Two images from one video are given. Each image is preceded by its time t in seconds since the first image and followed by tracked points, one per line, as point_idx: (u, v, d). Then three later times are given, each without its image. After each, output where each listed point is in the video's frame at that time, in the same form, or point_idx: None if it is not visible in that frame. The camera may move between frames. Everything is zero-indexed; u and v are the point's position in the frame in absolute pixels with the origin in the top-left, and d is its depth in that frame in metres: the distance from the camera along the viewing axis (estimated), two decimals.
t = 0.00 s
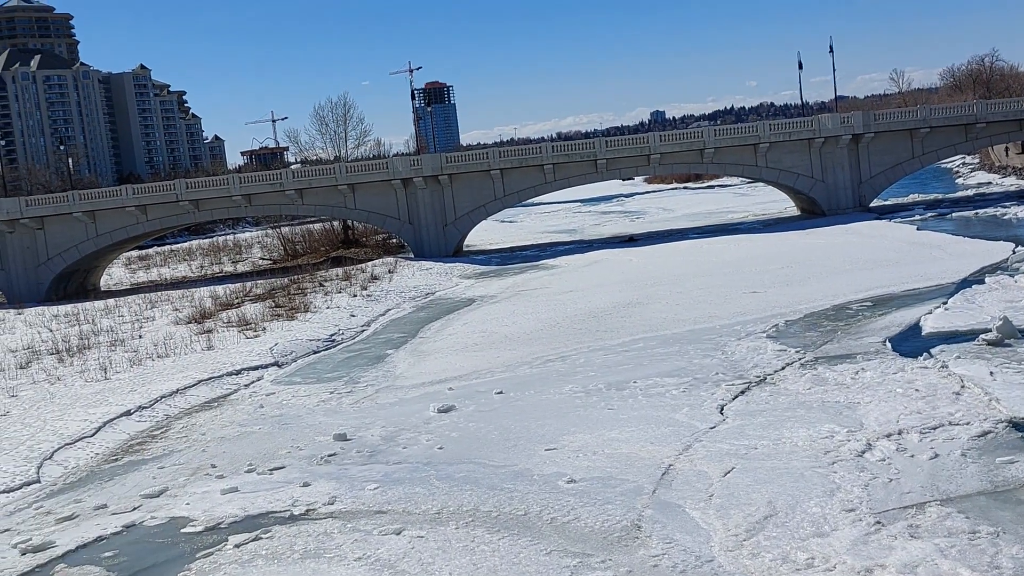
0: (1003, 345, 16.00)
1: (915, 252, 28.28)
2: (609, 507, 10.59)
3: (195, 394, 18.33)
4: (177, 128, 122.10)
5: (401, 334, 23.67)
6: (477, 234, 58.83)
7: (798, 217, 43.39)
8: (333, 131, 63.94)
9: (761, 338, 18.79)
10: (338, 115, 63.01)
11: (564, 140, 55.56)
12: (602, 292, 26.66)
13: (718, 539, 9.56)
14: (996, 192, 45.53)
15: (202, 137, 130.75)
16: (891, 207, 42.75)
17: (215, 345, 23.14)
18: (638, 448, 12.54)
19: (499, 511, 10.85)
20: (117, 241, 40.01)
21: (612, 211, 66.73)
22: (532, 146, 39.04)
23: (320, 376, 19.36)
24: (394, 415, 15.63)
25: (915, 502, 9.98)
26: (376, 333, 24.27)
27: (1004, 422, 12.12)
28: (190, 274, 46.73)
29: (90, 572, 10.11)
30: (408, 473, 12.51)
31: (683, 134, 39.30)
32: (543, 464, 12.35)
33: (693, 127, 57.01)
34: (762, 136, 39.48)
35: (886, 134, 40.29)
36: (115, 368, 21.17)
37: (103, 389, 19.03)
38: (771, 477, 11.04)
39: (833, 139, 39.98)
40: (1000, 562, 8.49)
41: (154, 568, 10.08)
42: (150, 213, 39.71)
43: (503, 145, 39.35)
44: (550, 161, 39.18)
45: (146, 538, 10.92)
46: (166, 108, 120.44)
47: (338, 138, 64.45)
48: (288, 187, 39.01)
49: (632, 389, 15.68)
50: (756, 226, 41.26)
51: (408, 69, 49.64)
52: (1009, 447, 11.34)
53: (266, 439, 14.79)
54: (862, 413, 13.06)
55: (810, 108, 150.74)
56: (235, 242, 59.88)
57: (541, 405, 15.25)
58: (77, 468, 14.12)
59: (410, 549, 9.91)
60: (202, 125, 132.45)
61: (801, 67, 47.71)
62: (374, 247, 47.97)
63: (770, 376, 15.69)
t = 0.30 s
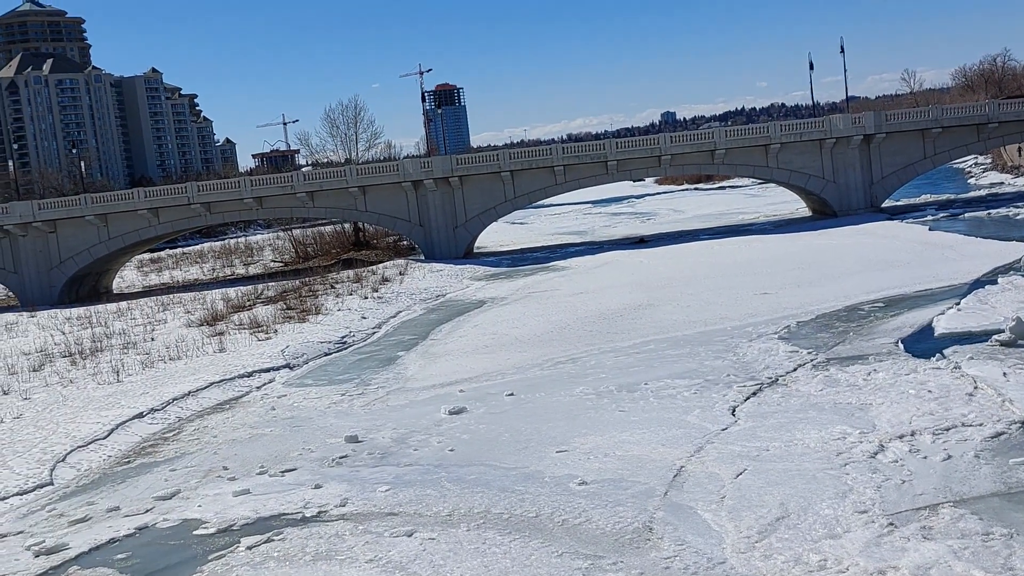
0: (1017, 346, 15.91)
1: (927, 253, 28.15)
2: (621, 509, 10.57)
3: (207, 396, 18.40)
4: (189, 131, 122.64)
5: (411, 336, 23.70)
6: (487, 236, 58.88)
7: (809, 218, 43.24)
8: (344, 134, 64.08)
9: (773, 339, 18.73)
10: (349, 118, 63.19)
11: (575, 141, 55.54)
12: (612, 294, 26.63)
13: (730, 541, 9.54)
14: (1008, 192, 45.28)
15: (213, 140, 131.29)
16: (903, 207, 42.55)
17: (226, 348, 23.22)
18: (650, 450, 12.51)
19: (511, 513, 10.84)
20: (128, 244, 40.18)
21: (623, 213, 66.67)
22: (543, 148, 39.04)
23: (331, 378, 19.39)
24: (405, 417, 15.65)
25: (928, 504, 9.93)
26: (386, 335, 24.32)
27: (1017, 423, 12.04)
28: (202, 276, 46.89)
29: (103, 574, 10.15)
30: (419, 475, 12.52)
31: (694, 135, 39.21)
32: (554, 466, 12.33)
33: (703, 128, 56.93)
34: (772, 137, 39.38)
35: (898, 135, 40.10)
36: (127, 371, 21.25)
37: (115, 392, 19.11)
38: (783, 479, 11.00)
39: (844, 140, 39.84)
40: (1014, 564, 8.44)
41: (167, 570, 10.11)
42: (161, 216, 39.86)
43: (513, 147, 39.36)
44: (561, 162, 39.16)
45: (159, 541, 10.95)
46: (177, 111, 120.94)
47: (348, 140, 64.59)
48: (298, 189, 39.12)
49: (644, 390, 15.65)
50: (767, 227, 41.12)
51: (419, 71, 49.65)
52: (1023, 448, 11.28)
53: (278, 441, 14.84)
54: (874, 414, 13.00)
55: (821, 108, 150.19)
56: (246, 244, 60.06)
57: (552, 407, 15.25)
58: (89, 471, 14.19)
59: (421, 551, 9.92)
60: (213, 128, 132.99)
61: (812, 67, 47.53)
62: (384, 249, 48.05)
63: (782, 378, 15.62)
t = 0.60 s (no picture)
0: None
1: (940, 254, 28.01)
2: (632, 512, 10.56)
3: (219, 398, 18.47)
4: (201, 134, 123.18)
5: (422, 338, 23.74)
6: (498, 238, 58.91)
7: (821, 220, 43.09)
8: (355, 136, 64.27)
9: (784, 341, 18.67)
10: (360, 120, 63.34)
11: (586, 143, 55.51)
12: (623, 296, 26.61)
13: (742, 543, 9.51)
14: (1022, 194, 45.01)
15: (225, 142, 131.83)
16: (915, 209, 42.35)
17: (238, 350, 23.31)
18: (661, 453, 12.49)
19: (522, 515, 10.84)
20: (141, 246, 40.39)
21: (634, 215, 66.63)
22: (554, 150, 39.02)
23: (343, 380, 19.43)
24: (416, 419, 15.67)
25: (941, 507, 9.87)
26: (398, 337, 24.36)
27: None
28: (214, 278, 47.05)
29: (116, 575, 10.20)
30: (431, 477, 12.53)
31: (706, 137, 39.12)
32: (565, 469, 12.32)
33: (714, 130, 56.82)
34: (784, 138, 39.27)
35: (910, 136, 39.92)
36: (139, 373, 21.35)
37: (128, 394, 19.21)
38: (795, 481, 10.95)
39: (857, 141, 39.69)
40: None
41: (179, 571, 10.15)
42: (173, 218, 40.02)
43: (524, 149, 39.35)
44: (572, 164, 39.13)
45: (171, 542, 11.00)
46: (189, 114, 121.49)
47: (360, 143, 64.77)
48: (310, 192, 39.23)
49: (655, 393, 15.62)
50: (779, 229, 40.99)
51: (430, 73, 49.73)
52: None
53: (289, 443, 14.88)
54: (886, 417, 12.94)
55: (833, 110, 149.60)
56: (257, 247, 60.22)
57: (564, 409, 15.24)
58: (102, 472, 14.26)
59: (433, 553, 9.93)
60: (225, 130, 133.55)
61: (823, 68, 47.36)
62: (395, 251, 48.14)
63: (794, 380, 15.56)
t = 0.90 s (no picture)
0: None
1: (956, 258, 27.84)
2: (646, 515, 10.53)
3: (234, 399, 18.58)
4: (217, 136, 123.85)
5: (436, 341, 23.77)
6: (513, 240, 58.93)
7: (836, 223, 42.89)
8: (370, 139, 64.46)
9: (799, 345, 18.60)
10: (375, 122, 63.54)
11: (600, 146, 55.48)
12: (638, 299, 26.57)
13: (757, 547, 9.47)
14: None
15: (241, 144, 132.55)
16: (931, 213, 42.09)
17: (253, 351, 23.43)
18: (676, 456, 12.46)
19: (536, 518, 10.84)
20: (156, 247, 40.64)
21: (649, 217, 66.52)
22: (569, 153, 39.01)
23: (357, 382, 19.49)
24: (430, 421, 15.71)
25: (957, 512, 9.81)
26: (412, 339, 24.41)
27: None
28: (230, 280, 47.26)
29: None
30: (445, 479, 12.55)
31: (721, 140, 39.00)
32: (578, 472, 12.30)
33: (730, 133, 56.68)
34: (800, 142, 39.11)
35: (927, 140, 39.68)
36: (155, 373, 21.50)
37: (143, 394, 19.33)
38: (810, 485, 10.91)
39: (873, 144, 39.48)
40: None
41: (193, 571, 10.20)
42: (189, 219, 40.24)
43: (539, 151, 39.34)
44: (586, 167, 39.10)
45: (185, 543, 11.06)
46: (205, 116, 122.16)
47: (375, 145, 64.95)
48: (325, 194, 39.37)
49: (670, 396, 15.59)
50: (795, 232, 40.84)
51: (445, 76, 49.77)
52: None
53: (304, 444, 14.93)
54: (902, 421, 12.86)
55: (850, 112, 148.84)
56: (272, 248, 60.46)
57: (577, 412, 15.24)
58: (118, 472, 14.36)
59: (446, 555, 9.94)
60: (240, 132, 134.24)
61: (840, 70, 47.10)
62: (410, 253, 48.25)
63: (809, 384, 15.49)
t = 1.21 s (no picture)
0: None
1: (972, 261, 27.66)
2: (660, 517, 10.51)
3: (248, 399, 18.65)
4: (232, 136, 124.48)
5: (450, 341, 23.81)
6: (527, 242, 58.95)
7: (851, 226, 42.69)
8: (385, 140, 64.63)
9: (814, 347, 18.52)
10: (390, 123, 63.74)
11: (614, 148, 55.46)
12: (652, 301, 26.52)
13: (770, 550, 9.44)
14: None
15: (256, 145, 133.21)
16: (948, 216, 41.82)
17: (267, 351, 23.54)
18: (689, 458, 12.43)
19: (549, 519, 10.84)
20: (172, 247, 40.88)
21: (663, 219, 66.40)
22: (583, 154, 38.99)
23: (371, 382, 19.55)
24: (444, 421, 15.74)
25: (973, 516, 9.74)
26: (425, 339, 24.45)
27: None
28: (244, 280, 47.48)
29: (144, 574, 10.31)
30: (458, 479, 12.57)
31: (736, 142, 38.87)
32: (592, 473, 12.30)
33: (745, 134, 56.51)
34: (815, 144, 38.95)
35: (943, 142, 39.45)
36: (170, 373, 21.64)
37: (158, 394, 19.44)
38: (824, 488, 10.86)
39: (888, 146, 39.28)
40: None
41: (208, 570, 10.25)
42: (204, 219, 40.45)
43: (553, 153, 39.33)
44: (601, 169, 39.07)
45: (199, 542, 11.13)
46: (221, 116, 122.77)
47: (389, 146, 65.12)
48: (340, 195, 39.50)
49: (683, 398, 15.55)
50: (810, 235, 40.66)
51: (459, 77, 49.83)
52: None
53: (318, 444, 14.99)
54: (917, 425, 12.78)
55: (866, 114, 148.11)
56: (287, 249, 60.72)
57: (590, 414, 15.22)
58: (132, 471, 14.44)
59: (460, 556, 9.96)
60: (255, 133, 134.89)
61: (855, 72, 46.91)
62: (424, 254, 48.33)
63: (823, 387, 15.41)
